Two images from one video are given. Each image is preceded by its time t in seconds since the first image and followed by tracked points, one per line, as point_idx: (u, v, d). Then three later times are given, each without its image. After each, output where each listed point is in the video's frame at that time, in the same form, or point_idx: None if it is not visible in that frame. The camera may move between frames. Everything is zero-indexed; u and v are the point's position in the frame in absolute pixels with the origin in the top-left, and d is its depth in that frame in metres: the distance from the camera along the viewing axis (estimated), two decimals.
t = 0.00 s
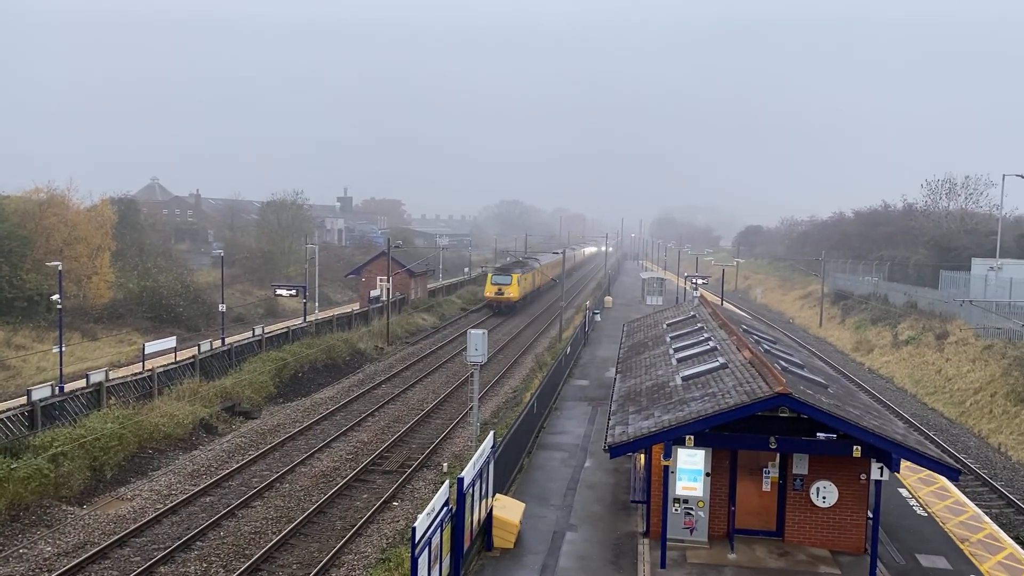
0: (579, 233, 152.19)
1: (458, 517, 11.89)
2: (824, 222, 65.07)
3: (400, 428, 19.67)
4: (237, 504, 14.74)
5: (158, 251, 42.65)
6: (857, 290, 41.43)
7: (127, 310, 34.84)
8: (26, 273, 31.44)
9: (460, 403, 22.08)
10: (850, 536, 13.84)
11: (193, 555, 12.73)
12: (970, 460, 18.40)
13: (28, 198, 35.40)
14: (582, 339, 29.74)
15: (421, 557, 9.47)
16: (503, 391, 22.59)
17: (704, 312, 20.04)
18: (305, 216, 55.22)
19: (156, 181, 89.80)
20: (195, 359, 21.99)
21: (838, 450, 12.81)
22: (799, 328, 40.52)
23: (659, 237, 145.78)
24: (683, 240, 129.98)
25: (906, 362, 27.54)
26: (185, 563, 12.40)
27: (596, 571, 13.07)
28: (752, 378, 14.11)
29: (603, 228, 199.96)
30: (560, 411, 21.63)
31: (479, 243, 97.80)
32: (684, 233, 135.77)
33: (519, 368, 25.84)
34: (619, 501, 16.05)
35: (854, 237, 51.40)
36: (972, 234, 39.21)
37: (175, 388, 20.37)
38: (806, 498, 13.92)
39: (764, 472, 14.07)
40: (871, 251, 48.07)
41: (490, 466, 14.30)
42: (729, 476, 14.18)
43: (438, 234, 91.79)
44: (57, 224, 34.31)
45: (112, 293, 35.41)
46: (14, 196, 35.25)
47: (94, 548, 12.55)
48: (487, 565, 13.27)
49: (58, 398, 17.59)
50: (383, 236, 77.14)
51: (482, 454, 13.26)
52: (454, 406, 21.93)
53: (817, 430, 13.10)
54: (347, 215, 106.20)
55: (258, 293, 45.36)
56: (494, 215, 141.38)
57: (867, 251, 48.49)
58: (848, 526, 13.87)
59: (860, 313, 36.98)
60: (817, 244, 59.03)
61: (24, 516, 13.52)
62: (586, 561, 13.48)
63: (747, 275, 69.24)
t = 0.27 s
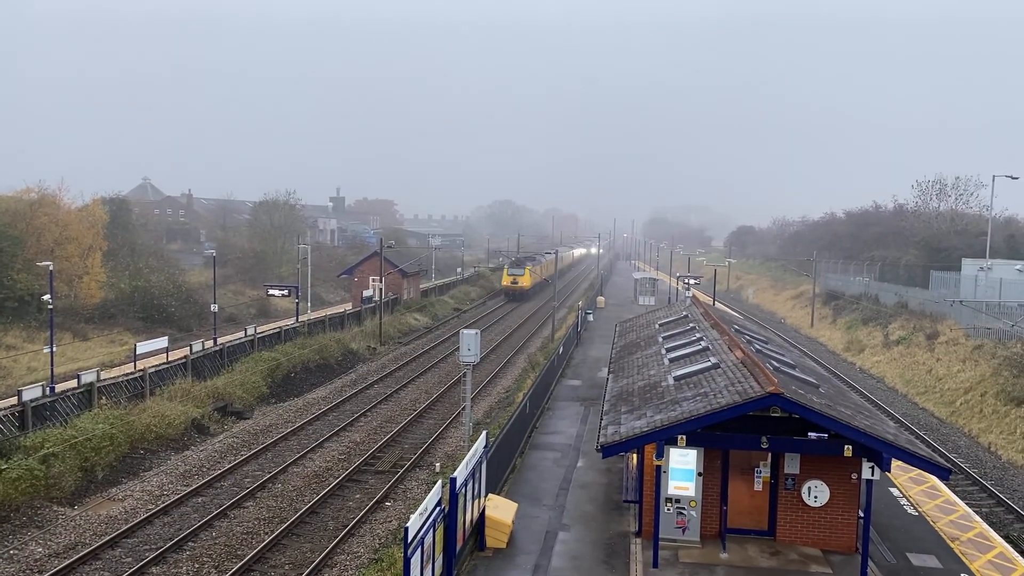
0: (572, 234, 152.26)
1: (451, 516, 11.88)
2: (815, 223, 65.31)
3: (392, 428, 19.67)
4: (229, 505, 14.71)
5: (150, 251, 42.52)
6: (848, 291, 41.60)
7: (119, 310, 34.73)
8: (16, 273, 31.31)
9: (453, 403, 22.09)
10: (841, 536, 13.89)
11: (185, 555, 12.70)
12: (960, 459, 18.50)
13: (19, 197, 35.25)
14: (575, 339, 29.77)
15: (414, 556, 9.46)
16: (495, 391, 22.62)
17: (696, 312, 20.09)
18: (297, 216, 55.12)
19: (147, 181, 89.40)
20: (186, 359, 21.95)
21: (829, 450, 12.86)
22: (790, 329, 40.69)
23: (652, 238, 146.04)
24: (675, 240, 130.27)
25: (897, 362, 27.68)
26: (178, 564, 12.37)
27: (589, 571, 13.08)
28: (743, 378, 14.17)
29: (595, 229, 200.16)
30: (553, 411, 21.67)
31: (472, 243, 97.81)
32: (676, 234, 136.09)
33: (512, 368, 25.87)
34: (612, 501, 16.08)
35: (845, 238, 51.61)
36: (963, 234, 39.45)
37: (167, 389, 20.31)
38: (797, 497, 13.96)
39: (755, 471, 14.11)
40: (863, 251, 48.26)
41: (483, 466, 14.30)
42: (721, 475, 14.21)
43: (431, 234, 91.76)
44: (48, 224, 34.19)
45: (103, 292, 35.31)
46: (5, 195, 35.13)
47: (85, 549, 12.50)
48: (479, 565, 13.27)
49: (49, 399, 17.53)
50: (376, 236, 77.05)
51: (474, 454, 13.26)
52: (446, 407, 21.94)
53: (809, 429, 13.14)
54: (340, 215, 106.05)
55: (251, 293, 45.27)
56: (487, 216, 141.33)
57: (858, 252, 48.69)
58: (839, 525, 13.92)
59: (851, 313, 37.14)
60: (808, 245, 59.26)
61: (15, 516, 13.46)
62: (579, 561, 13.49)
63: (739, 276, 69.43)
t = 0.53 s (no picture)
0: (568, 233, 152.22)
1: (446, 515, 11.86)
2: (811, 222, 65.37)
3: (387, 427, 19.65)
4: (224, 503, 14.67)
5: (144, 250, 42.43)
6: (843, 290, 41.65)
7: (113, 308, 34.66)
8: (10, 271, 31.24)
9: (448, 402, 22.08)
10: (835, 535, 13.90)
11: (179, 554, 12.66)
12: (954, 458, 18.54)
13: (13, 195, 35.17)
14: (570, 338, 29.78)
15: (408, 555, 9.44)
16: (491, 390, 22.62)
17: (691, 311, 20.10)
18: (292, 215, 55.01)
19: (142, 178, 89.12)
20: (181, 358, 21.89)
21: (825, 449, 12.86)
22: (786, 328, 40.77)
23: (648, 237, 146.17)
24: (671, 239, 130.35)
25: (892, 361, 27.74)
26: (172, 562, 12.34)
27: (584, 570, 13.08)
28: (739, 377, 14.17)
29: (591, 228, 200.25)
30: (548, 409, 21.68)
31: (467, 242, 97.78)
32: (672, 233, 136.18)
33: (507, 367, 25.86)
34: (607, 500, 16.08)
35: (840, 237, 51.68)
36: (957, 234, 39.56)
37: (162, 387, 20.26)
38: (792, 496, 13.98)
39: (750, 470, 14.13)
40: (858, 250, 48.33)
41: (478, 465, 14.28)
42: (716, 474, 14.22)
43: (427, 233, 91.74)
44: (42, 222, 34.12)
45: (97, 291, 35.35)
46: None
47: (79, 548, 12.45)
48: (474, 564, 13.26)
49: (43, 397, 17.46)
50: (371, 235, 76.97)
51: (469, 453, 13.23)
52: (441, 405, 21.93)
53: (804, 428, 13.14)
54: (335, 213, 105.93)
55: (245, 291, 45.20)
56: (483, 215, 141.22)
57: (853, 251, 48.76)
58: (833, 524, 13.93)
59: (846, 313, 37.19)
60: (803, 244, 59.33)
61: (9, 515, 13.40)
62: (574, 559, 13.49)
63: (735, 275, 69.53)
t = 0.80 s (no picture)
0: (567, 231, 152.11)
1: (445, 513, 11.86)
2: (809, 220, 65.37)
3: (386, 424, 19.67)
4: (223, 500, 14.70)
5: (143, 247, 42.41)
6: (841, 288, 41.67)
7: (112, 305, 34.63)
8: (9, 268, 31.23)
9: (446, 400, 22.10)
10: (833, 533, 13.92)
11: (178, 551, 12.67)
12: (952, 456, 18.58)
13: (12, 192, 35.14)
14: (569, 336, 29.80)
15: (407, 552, 9.45)
16: (490, 388, 22.65)
17: (690, 309, 20.12)
18: (291, 212, 54.96)
19: (140, 175, 89.01)
20: (180, 355, 21.89)
21: (823, 447, 12.87)
22: (784, 326, 40.82)
23: (647, 235, 146.14)
24: (670, 238, 130.33)
25: (890, 360, 27.76)
26: (171, 559, 12.35)
27: (582, 567, 13.09)
28: (737, 375, 14.18)
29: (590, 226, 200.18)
30: (546, 407, 21.71)
31: (466, 240, 97.81)
32: (671, 231, 136.16)
33: (506, 365, 25.88)
34: (605, 497, 16.10)
35: (839, 236, 51.70)
36: (956, 233, 39.59)
37: (161, 384, 20.27)
38: (790, 494, 14.00)
39: (748, 468, 14.15)
40: (856, 249, 48.35)
41: (476, 463, 14.29)
42: (714, 472, 14.23)
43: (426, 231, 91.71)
44: (40, 219, 34.11)
45: (97, 288, 35.40)
46: None
47: (78, 544, 12.47)
48: (473, 561, 13.28)
49: (42, 394, 17.47)
50: (370, 233, 76.94)
51: (468, 451, 13.24)
52: (440, 403, 21.95)
53: (802, 426, 13.15)
54: (334, 211, 105.90)
55: (244, 289, 45.19)
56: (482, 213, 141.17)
57: (852, 249, 48.78)
58: (831, 523, 13.94)
59: (845, 311, 37.22)
60: (802, 242, 59.35)
61: (8, 511, 13.40)
62: (572, 557, 13.51)
63: (733, 273, 69.55)
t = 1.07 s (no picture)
0: (569, 228, 152.08)
1: (446, 509, 11.86)
2: (812, 218, 65.29)
3: (388, 421, 19.70)
4: (225, 497, 14.73)
5: (146, 244, 42.46)
6: (844, 286, 41.64)
7: (115, 302, 34.66)
8: (12, 264, 31.29)
9: (448, 397, 22.12)
10: (834, 531, 13.93)
11: (180, 547, 12.70)
12: (954, 454, 18.58)
13: (15, 188, 35.21)
14: (571, 334, 29.80)
15: (409, 549, 9.46)
16: (492, 385, 22.68)
17: (692, 307, 20.11)
18: (293, 209, 55.00)
19: (143, 172, 89.06)
20: (182, 351, 21.93)
21: (824, 445, 12.87)
22: (787, 324, 40.85)
23: (649, 233, 146.00)
24: (672, 236, 130.18)
25: (893, 358, 27.73)
26: (173, 555, 12.39)
27: (584, 564, 13.11)
28: (739, 373, 14.18)
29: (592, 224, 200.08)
30: (548, 405, 21.73)
31: (468, 237, 97.79)
32: (673, 228, 136.01)
33: (508, 362, 25.90)
34: (607, 494, 16.12)
35: (841, 233, 51.64)
36: (959, 231, 39.52)
37: (163, 381, 20.32)
38: (791, 491, 14.01)
39: (750, 465, 14.16)
40: (859, 247, 48.28)
41: (478, 460, 14.30)
42: (716, 470, 14.24)
43: (428, 228, 91.72)
44: (43, 215, 34.19)
45: (99, 284, 35.33)
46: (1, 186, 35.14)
47: (80, 540, 12.50)
48: (474, 558, 13.30)
49: (45, 390, 17.52)
50: (373, 230, 76.96)
51: (470, 448, 13.25)
52: (442, 400, 21.98)
53: (804, 424, 13.14)
54: (337, 207, 105.91)
55: (247, 286, 45.24)
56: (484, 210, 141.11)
57: (854, 247, 48.72)
58: (833, 520, 13.95)
59: (847, 309, 37.20)
60: (804, 240, 59.27)
61: (11, 507, 13.43)
62: (573, 554, 13.53)
63: (736, 271, 69.50)
